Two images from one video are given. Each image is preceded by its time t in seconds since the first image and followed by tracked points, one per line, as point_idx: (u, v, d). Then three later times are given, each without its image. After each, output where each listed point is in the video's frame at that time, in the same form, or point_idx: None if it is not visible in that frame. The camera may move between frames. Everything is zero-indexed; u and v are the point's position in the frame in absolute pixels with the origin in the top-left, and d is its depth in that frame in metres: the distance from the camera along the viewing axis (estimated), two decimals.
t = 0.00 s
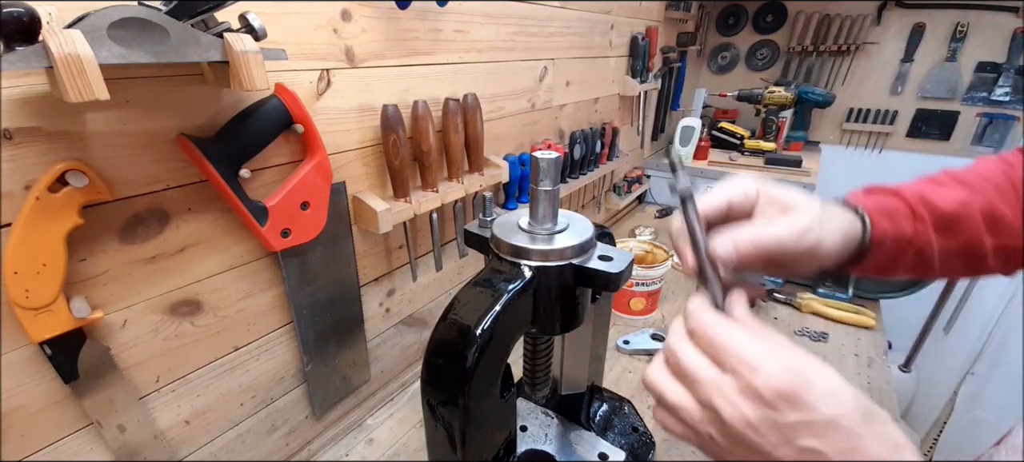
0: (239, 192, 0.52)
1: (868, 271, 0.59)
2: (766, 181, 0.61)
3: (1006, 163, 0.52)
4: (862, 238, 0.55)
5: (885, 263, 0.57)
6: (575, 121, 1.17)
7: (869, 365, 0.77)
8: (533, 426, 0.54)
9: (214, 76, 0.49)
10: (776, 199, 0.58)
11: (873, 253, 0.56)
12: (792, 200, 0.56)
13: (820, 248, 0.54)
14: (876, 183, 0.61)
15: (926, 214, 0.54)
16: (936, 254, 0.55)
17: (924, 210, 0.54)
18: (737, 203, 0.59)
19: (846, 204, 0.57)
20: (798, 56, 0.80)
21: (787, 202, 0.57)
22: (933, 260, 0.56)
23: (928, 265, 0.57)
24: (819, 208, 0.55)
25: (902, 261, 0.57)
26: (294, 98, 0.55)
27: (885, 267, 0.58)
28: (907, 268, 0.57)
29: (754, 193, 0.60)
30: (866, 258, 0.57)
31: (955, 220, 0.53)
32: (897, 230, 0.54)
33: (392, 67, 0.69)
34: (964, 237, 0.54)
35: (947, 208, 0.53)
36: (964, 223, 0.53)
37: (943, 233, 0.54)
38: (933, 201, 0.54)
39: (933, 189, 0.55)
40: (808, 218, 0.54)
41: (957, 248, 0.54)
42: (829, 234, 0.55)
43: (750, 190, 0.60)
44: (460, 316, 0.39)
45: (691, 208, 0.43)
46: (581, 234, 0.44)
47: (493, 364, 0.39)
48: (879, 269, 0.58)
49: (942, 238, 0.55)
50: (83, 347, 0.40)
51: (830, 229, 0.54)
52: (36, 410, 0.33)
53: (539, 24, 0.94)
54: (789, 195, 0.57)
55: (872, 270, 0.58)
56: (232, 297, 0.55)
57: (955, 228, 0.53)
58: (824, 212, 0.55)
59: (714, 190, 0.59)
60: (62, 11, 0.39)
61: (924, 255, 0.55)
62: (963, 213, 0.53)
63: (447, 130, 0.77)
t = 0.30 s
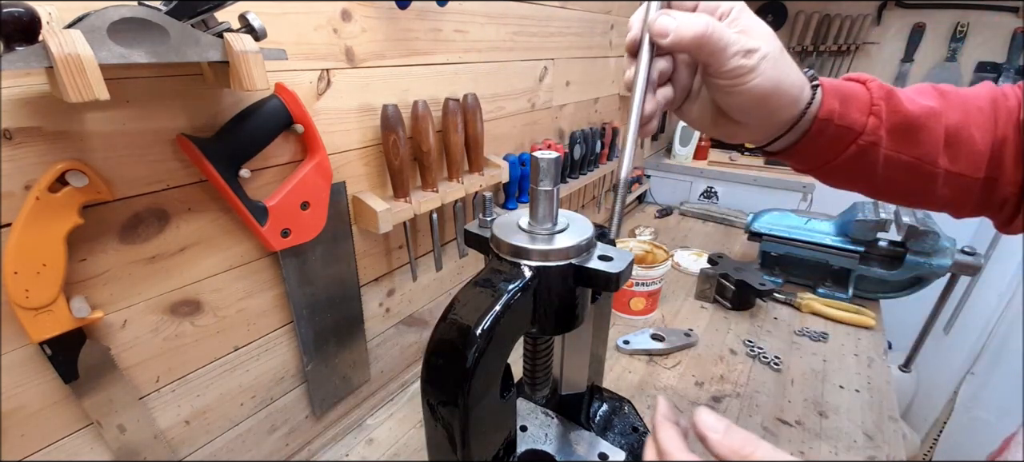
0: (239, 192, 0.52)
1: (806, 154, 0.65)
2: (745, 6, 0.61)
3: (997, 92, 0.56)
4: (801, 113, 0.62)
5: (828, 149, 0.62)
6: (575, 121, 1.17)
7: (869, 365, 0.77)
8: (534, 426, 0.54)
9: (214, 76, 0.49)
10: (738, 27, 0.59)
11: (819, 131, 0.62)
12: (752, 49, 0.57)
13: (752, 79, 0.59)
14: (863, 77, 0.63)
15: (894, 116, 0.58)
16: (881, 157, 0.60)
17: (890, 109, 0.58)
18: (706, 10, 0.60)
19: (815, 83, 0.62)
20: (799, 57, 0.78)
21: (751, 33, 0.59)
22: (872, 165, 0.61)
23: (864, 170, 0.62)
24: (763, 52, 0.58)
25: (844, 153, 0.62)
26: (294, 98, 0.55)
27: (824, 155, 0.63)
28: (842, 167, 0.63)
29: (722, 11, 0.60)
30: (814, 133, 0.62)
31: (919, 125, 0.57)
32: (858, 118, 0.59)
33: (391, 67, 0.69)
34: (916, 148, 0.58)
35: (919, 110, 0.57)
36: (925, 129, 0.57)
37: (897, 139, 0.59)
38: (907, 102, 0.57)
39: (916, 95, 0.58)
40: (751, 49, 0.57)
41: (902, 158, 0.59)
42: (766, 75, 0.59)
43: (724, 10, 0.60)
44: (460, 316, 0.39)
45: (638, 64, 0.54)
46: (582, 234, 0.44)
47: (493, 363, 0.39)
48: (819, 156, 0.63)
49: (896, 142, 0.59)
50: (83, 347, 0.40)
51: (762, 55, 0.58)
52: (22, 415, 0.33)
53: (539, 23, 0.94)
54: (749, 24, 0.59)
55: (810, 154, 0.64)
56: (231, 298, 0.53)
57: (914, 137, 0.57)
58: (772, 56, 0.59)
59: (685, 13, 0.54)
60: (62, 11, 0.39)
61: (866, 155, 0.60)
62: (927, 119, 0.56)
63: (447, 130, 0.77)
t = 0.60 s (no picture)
0: (239, 192, 0.52)
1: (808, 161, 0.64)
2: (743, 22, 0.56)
3: (1006, 79, 0.53)
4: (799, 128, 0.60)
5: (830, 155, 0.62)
6: (575, 121, 1.17)
7: (869, 365, 0.77)
8: (534, 426, 0.54)
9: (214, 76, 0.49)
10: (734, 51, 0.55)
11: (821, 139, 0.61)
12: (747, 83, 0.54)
13: (750, 110, 0.56)
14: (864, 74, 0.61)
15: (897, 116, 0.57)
16: (883, 158, 0.60)
17: (892, 111, 0.57)
18: (702, 28, 0.57)
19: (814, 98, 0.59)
20: (799, 57, 0.77)
21: (749, 58, 0.55)
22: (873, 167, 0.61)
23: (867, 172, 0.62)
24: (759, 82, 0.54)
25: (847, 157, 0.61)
26: (294, 98, 0.55)
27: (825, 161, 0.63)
28: (846, 169, 0.63)
29: (722, 26, 0.56)
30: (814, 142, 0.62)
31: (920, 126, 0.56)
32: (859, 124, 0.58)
33: (391, 67, 0.69)
34: (918, 147, 0.57)
35: (923, 110, 0.55)
36: (929, 129, 0.56)
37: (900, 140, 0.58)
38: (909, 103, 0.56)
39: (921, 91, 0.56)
40: (748, 83, 0.54)
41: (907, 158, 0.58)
42: (764, 104, 0.56)
43: (722, 26, 0.56)
44: (460, 316, 0.39)
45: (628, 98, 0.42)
46: (582, 233, 0.44)
47: (492, 363, 0.39)
48: (820, 162, 0.64)
49: (900, 143, 0.58)
50: (83, 347, 0.40)
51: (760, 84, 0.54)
52: (20, 415, 0.33)
53: (539, 23, 0.94)
54: (745, 47, 0.55)
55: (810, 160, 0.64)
56: (231, 297, 0.55)
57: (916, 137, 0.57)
58: (769, 83, 0.55)
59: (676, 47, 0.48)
60: (62, 11, 0.39)
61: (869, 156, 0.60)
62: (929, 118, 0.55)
63: (447, 130, 0.77)
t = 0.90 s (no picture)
0: (239, 192, 0.52)
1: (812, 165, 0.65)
2: (729, 37, 0.58)
3: (1008, 71, 0.52)
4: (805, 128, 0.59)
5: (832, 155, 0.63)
6: (575, 121, 1.17)
7: (869, 364, 0.77)
8: (533, 426, 0.54)
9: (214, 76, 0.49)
10: (725, 60, 0.56)
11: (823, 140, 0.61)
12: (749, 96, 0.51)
13: (754, 126, 0.53)
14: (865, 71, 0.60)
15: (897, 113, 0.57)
16: (885, 154, 0.60)
17: (894, 107, 0.57)
18: (692, 52, 0.58)
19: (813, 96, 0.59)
20: (798, 56, 0.78)
21: (740, 71, 0.54)
22: (878, 164, 0.61)
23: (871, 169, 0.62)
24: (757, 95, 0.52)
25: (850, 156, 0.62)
26: (294, 99, 0.55)
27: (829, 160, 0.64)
28: (851, 167, 0.63)
29: (709, 42, 0.58)
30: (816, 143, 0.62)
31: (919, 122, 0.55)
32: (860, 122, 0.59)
33: (390, 67, 0.69)
34: (919, 144, 0.57)
35: (923, 106, 0.55)
36: (929, 126, 0.55)
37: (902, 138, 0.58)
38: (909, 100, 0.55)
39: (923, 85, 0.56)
40: (747, 98, 0.51)
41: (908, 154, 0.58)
42: (769, 117, 0.54)
43: (710, 43, 0.58)
44: (460, 316, 0.39)
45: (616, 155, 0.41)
46: (582, 233, 0.44)
47: (492, 363, 0.40)
48: (823, 162, 0.64)
49: (902, 139, 0.58)
50: (84, 346, 0.40)
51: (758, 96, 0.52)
52: (21, 414, 0.33)
53: (539, 24, 0.94)
54: (738, 60, 0.55)
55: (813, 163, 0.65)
56: (231, 298, 0.55)
57: (917, 133, 0.56)
58: (766, 95, 0.53)
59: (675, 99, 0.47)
60: (62, 11, 0.39)
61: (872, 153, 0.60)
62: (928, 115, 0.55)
63: (447, 130, 0.77)
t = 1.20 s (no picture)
0: (239, 192, 0.52)
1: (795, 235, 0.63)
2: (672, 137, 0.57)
3: (975, 107, 0.55)
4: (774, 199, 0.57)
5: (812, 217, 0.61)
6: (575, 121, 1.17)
7: (869, 364, 0.77)
8: (534, 426, 0.54)
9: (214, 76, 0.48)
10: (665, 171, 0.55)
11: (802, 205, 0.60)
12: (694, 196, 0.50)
13: (722, 215, 0.52)
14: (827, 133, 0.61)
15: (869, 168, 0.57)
16: (866, 205, 0.59)
17: (866, 164, 0.57)
18: (642, 159, 0.58)
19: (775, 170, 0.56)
20: (799, 57, 0.78)
21: (693, 168, 0.52)
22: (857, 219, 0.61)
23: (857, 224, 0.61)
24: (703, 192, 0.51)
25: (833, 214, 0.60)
26: (294, 98, 0.55)
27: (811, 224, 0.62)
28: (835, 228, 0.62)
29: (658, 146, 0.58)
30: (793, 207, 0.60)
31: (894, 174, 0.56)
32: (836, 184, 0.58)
33: (390, 67, 0.69)
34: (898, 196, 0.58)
35: (895, 157, 0.55)
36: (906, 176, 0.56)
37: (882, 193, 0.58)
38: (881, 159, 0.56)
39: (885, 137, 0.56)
40: (703, 194, 0.50)
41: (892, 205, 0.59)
42: (733, 202, 0.52)
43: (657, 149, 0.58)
44: (461, 316, 0.39)
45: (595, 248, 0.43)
46: (582, 233, 0.44)
47: (492, 363, 0.40)
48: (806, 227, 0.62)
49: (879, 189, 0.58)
50: (84, 346, 0.40)
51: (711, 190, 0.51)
52: (21, 414, 0.33)
53: (539, 23, 0.94)
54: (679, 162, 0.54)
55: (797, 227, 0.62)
56: (231, 298, 0.55)
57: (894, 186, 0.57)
58: (724, 186, 0.51)
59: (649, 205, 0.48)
60: (62, 11, 0.39)
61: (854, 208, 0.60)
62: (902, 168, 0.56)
63: (447, 130, 0.77)
